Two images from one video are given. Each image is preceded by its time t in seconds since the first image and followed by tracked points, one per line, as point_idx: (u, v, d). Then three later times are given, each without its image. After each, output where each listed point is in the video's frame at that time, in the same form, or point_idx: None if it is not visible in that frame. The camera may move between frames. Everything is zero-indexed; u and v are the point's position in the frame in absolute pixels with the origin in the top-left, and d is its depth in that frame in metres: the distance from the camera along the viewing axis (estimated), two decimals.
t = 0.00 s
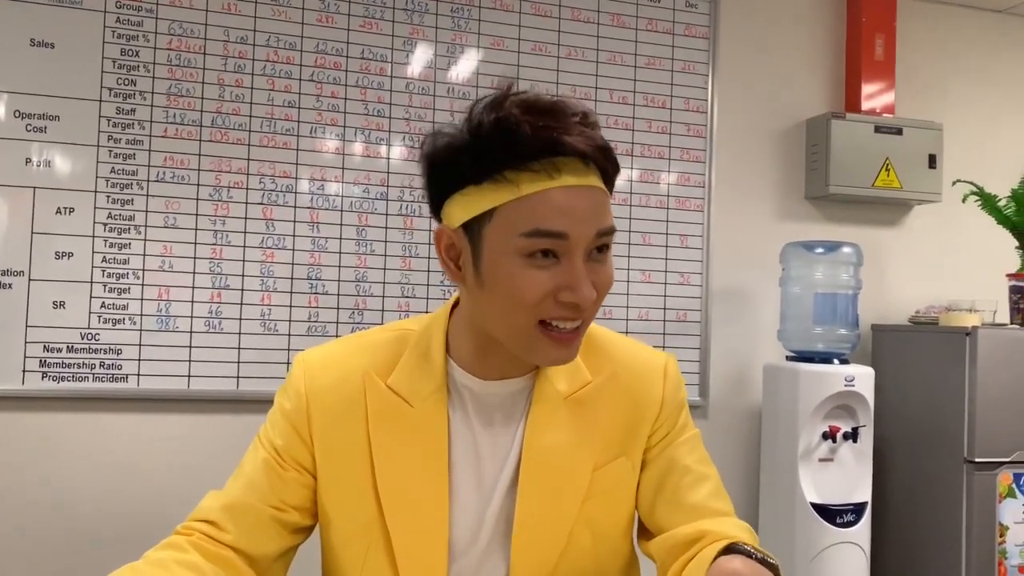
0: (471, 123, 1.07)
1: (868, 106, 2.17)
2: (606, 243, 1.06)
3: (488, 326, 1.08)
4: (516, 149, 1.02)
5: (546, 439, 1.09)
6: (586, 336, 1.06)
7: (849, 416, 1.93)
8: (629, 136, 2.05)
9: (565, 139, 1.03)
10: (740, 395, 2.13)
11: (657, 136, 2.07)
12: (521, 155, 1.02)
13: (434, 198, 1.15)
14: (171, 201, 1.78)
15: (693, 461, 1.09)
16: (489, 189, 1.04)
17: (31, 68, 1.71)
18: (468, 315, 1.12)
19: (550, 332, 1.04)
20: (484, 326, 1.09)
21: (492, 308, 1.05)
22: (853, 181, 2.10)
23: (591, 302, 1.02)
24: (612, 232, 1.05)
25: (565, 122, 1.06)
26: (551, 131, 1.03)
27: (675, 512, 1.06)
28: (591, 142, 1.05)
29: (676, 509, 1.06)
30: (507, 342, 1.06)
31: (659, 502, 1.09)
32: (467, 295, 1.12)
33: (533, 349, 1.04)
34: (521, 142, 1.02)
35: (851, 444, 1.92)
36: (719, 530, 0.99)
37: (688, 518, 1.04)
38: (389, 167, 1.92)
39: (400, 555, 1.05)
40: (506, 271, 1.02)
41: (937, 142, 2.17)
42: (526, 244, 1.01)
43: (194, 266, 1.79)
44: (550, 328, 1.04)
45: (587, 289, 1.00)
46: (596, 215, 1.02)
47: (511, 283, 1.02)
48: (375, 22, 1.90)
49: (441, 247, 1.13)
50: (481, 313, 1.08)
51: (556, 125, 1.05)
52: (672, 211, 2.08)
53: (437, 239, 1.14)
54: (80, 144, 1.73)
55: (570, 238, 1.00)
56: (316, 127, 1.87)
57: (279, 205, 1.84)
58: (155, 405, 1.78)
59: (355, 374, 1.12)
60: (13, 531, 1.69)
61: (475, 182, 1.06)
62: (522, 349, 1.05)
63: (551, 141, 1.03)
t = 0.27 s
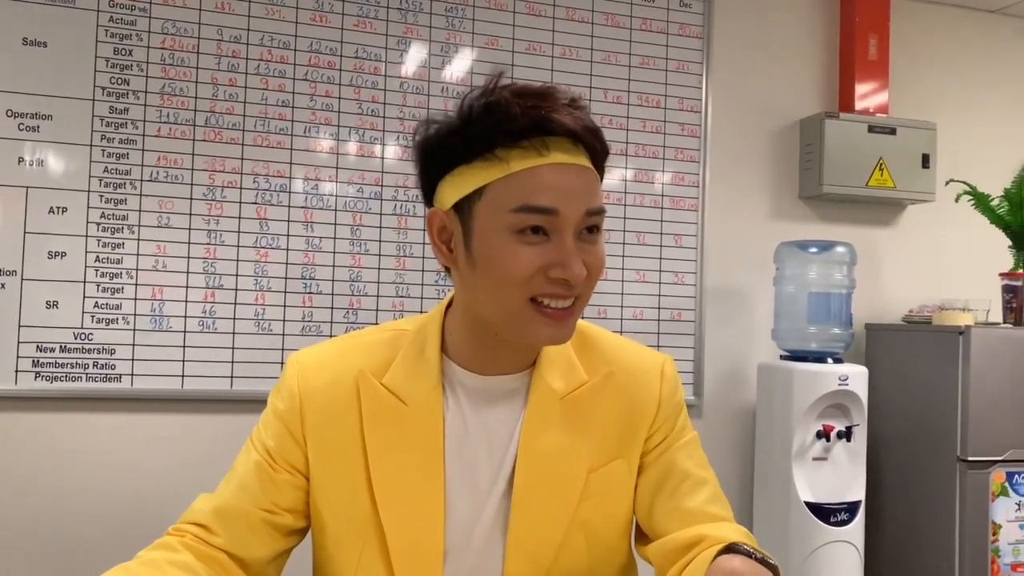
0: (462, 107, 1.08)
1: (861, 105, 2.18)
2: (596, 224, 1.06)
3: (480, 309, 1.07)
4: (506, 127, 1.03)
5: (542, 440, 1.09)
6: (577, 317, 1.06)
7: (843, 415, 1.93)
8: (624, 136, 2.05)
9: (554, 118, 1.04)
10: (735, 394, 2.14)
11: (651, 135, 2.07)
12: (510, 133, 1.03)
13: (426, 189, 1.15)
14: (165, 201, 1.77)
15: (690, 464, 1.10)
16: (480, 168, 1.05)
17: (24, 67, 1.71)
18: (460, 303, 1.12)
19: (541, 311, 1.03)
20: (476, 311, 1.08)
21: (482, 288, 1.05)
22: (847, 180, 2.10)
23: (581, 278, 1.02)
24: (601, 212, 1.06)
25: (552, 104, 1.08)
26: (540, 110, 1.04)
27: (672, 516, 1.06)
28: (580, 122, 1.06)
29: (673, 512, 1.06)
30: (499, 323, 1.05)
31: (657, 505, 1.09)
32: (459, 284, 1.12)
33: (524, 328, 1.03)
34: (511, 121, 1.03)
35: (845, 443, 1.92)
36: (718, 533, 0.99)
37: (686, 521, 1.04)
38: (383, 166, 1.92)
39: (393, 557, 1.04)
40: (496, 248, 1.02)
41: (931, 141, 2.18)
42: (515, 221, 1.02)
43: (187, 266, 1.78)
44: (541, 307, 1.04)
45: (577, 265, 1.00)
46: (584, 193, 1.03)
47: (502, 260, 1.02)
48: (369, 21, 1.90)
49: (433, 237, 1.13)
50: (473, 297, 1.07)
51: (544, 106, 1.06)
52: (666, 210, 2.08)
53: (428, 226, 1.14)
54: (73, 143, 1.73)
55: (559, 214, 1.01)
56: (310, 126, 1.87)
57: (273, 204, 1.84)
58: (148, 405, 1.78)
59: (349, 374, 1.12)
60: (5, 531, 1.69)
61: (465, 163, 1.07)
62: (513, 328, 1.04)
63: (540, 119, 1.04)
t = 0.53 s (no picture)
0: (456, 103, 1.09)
1: (857, 104, 2.18)
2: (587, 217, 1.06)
3: (473, 303, 1.07)
4: (497, 120, 1.03)
5: (536, 434, 1.09)
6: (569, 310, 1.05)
7: (839, 413, 1.94)
8: (619, 134, 2.05)
9: (544, 111, 1.04)
10: (730, 392, 2.14)
11: (647, 134, 2.07)
12: (501, 126, 1.03)
13: (420, 184, 1.15)
14: (160, 200, 1.77)
15: (685, 460, 1.10)
16: (471, 162, 1.05)
17: (19, 66, 1.71)
18: (454, 298, 1.12)
19: (531, 304, 1.03)
20: (469, 305, 1.09)
21: (474, 280, 1.05)
22: (842, 178, 2.10)
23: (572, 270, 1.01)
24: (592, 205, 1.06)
25: (544, 98, 1.08)
26: (530, 104, 1.05)
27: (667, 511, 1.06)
28: (571, 117, 1.07)
29: (668, 507, 1.06)
30: (491, 317, 1.05)
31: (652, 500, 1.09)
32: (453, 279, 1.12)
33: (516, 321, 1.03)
34: (502, 115, 1.04)
35: (841, 441, 1.93)
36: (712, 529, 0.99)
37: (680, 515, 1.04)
38: (379, 165, 1.92)
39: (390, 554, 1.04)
40: (487, 241, 1.02)
41: (926, 140, 2.18)
42: (506, 213, 1.02)
43: (183, 265, 1.78)
44: (531, 300, 1.03)
45: (568, 257, 1.00)
46: (575, 186, 1.03)
47: (493, 253, 1.02)
48: (364, 20, 1.90)
49: (427, 232, 1.14)
50: (466, 291, 1.07)
51: (535, 100, 1.06)
52: (662, 209, 2.08)
53: (421, 220, 1.14)
54: (68, 142, 1.72)
55: (549, 206, 1.01)
56: (306, 125, 1.86)
57: (268, 203, 1.84)
58: (145, 405, 1.77)
59: (344, 372, 1.12)
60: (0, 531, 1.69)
61: (457, 156, 1.07)
62: (504, 320, 1.04)
63: (531, 113, 1.04)
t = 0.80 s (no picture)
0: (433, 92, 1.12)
1: (850, 101, 2.18)
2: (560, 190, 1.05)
3: (452, 282, 1.06)
4: (465, 99, 1.05)
5: (523, 416, 1.09)
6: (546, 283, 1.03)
7: (833, 409, 1.94)
8: (614, 131, 2.05)
9: (511, 88, 1.05)
10: (725, 388, 2.14)
11: (641, 131, 2.07)
12: (469, 103, 1.05)
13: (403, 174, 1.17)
14: (154, 197, 1.77)
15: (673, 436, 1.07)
16: (443, 140, 1.06)
17: (11, 64, 1.70)
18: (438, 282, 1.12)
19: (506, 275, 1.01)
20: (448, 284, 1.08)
21: (449, 254, 1.04)
22: (836, 176, 2.11)
23: (544, 239, 0.99)
24: (564, 179, 1.05)
25: (515, 79, 1.09)
26: (498, 83, 1.06)
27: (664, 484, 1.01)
28: (540, 96, 1.07)
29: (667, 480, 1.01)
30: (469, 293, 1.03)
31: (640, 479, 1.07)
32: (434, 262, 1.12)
33: (492, 294, 1.00)
34: (470, 94, 1.06)
35: (835, 437, 1.93)
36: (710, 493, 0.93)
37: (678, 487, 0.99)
38: (373, 163, 1.92)
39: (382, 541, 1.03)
40: (459, 212, 1.02)
41: (919, 137, 2.19)
42: (476, 184, 1.01)
43: (177, 263, 1.78)
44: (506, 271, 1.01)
45: (538, 223, 0.99)
46: (544, 157, 1.03)
47: (465, 223, 1.01)
48: (358, 17, 1.90)
49: (410, 220, 1.14)
50: (444, 270, 1.06)
51: (505, 80, 1.07)
52: (657, 206, 2.08)
53: (403, 206, 1.15)
54: (61, 140, 1.72)
55: (518, 175, 1.01)
56: (300, 123, 1.86)
57: (262, 201, 1.84)
58: (139, 404, 1.77)
59: (335, 362, 1.12)
60: None
61: (430, 138, 1.08)
62: (479, 292, 1.02)
63: (498, 91, 1.05)
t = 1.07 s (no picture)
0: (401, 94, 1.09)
1: (844, 99, 2.19)
2: (515, 183, 1.00)
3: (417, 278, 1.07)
4: (415, 100, 1.02)
5: (505, 408, 1.06)
6: (500, 279, 1.01)
7: (826, 406, 1.95)
8: (608, 130, 2.05)
9: (457, 87, 1.00)
10: (719, 386, 2.15)
11: (635, 130, 2.08)
12: (418, 105, 1.01)
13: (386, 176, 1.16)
14: (147, 197, 1.76)
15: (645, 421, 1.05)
16: (401, 143, 1.05)
17: (4, 63, 1.69)
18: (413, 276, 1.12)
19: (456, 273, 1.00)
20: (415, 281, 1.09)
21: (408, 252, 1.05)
22: (830, 174, 2.11)
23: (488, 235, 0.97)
24: (518, 171, 1.00)
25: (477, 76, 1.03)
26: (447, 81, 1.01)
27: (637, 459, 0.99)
28: (490, 91, 1.00)
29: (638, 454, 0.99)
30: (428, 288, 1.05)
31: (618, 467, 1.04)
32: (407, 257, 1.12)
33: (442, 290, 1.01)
34: (420, 94, 1.02)
35: (829, 435, 1.94)
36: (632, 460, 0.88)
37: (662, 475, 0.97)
38: (368, 162, 1.92)
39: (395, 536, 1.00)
40: (409, 211, 1.02)
41: (912, 135, 2.19)
42: (422, 182, 1.00)
43: (171, 262, 1.78)
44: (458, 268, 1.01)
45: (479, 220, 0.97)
46: (490, 151, 0.98)
47: (415, 222, 1.01)
48: (352, 16, 1.90)
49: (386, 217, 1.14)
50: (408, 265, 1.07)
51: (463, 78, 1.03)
52: (651, 204, 2.09)
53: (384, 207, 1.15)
54: (54, 139, 1.71)
55: (461, 172, 0.98)
56: (294, 121, 1.86)
57: (256, 200, 1.83)
58: (133, 403, 1.77)
59: (341, 355, 1.08)
60: None
61: (392, 141, 1.07)
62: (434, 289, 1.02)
63: (443, 90, 1.00)
